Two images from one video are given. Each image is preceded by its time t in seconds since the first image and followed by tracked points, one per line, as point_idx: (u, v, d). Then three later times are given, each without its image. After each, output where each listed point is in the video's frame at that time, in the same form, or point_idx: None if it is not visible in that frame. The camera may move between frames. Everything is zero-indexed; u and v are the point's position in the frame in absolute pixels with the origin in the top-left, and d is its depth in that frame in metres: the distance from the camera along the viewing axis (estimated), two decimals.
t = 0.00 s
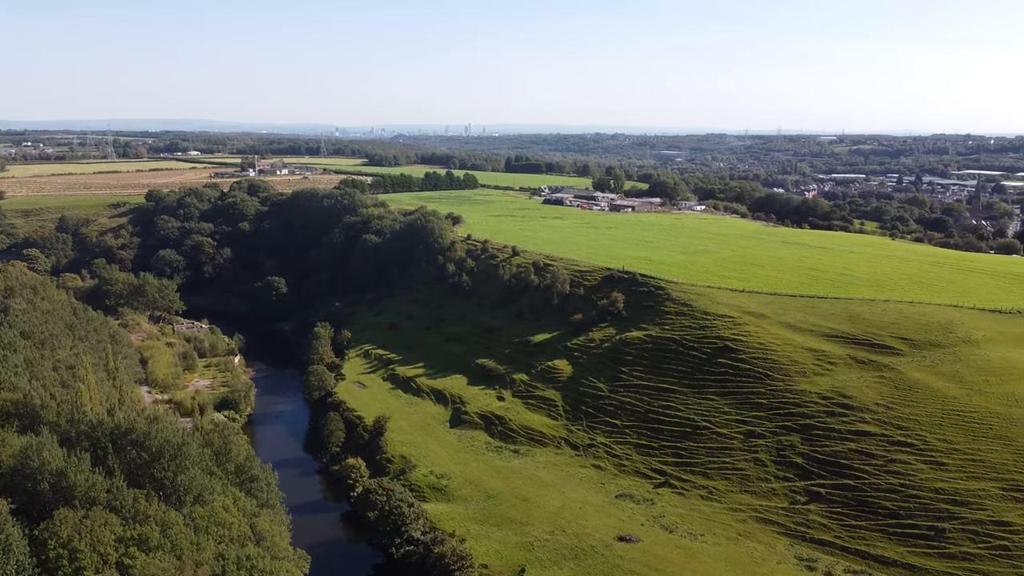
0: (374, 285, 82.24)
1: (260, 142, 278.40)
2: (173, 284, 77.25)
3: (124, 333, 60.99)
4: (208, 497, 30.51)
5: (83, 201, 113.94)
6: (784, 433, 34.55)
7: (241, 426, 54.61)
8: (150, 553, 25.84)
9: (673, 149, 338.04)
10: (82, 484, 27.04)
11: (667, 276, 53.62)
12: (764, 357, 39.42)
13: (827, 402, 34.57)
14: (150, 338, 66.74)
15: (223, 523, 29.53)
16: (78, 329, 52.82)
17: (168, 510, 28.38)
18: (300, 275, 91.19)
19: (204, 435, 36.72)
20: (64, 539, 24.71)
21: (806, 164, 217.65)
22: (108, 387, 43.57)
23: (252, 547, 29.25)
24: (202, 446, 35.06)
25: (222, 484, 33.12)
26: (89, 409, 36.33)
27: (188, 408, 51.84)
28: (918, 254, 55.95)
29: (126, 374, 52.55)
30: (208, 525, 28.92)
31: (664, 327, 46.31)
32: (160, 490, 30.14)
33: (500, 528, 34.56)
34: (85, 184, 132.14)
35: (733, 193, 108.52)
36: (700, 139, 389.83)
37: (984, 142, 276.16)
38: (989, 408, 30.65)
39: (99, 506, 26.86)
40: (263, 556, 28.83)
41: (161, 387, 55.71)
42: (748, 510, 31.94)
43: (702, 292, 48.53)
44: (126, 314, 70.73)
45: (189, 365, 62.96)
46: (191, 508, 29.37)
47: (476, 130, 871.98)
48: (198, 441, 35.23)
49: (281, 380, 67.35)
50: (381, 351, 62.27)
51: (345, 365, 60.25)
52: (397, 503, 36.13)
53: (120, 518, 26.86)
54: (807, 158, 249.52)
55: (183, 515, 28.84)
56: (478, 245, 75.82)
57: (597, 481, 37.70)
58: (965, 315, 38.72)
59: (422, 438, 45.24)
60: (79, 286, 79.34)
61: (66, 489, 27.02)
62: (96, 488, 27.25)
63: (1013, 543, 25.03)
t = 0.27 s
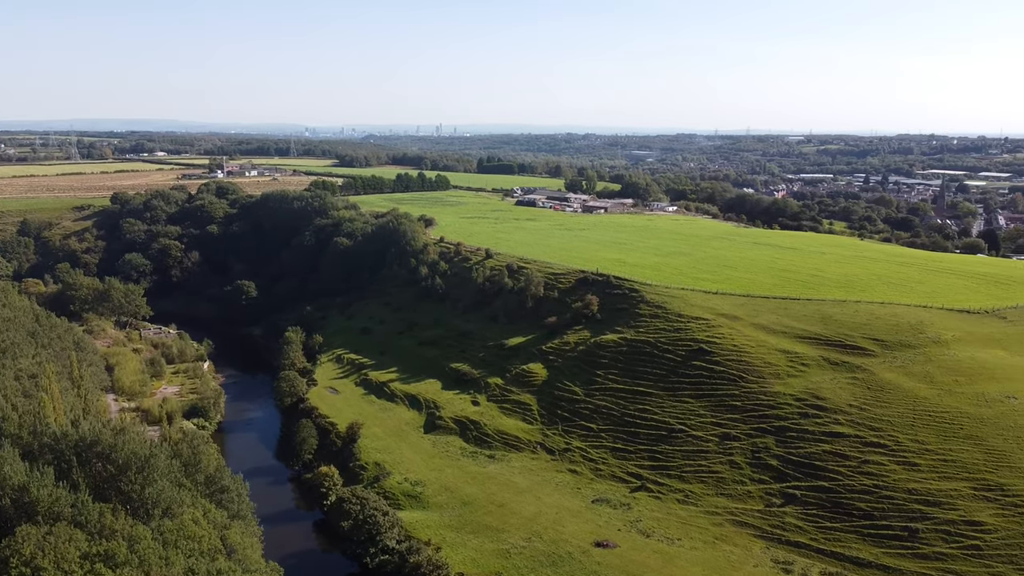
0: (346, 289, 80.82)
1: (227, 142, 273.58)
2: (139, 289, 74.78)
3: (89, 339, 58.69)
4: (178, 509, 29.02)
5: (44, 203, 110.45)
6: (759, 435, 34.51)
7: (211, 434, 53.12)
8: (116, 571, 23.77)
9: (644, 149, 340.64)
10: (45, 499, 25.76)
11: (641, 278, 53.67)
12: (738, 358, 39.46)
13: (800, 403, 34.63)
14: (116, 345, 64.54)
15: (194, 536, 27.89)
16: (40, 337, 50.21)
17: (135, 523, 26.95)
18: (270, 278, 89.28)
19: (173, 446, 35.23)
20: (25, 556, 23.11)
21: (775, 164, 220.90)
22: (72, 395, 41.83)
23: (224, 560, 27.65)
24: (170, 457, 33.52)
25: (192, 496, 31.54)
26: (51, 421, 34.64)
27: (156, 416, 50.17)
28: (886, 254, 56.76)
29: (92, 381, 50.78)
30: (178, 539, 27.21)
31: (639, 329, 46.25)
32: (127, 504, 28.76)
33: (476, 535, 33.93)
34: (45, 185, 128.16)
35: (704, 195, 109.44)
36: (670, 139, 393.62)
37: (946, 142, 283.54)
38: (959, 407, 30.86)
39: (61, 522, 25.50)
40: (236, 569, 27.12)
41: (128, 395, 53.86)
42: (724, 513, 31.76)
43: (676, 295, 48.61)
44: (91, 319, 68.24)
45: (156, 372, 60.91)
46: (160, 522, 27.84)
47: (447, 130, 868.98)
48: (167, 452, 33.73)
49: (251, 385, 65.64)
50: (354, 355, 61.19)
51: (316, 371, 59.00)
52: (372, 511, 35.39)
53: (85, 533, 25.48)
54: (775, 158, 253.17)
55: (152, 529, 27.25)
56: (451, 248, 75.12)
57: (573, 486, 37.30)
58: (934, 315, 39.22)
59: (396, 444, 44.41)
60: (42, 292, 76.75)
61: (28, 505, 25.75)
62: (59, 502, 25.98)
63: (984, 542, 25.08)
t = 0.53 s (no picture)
0: (322, 291, 79.48)
1: (199, 142, 269.35)
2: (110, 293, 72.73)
3: (58, 344, 56.67)
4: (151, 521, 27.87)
5: (9, 206, 107.44)
6: (738, 437, 34.45)
7: (185, 441, 51.75)
8: None
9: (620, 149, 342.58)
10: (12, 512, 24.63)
11: (619, 281, 53.71)
12: (716, 360, 39.49)
13: (778, 405, 34.69)
14: (85, 350, 62.59)
15: (166, 549, 26.76)
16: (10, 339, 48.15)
17: (107, 535, 25.82)
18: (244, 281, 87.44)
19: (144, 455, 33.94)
20: None
21: (750, 164, 223.35)
22: (40, 403, 40.37)
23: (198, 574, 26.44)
24: (141, 466, 32.24)
25: (165, 507, 30.36)
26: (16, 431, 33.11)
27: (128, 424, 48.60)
28: (859, 254, 57.43)
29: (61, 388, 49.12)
30: (151, 552, 26.05)
31: (617, 332, 46.18)
32: (98, 516, 27.66)
33: (455, 542, 33.38)
34: (9, 187, 124.72)
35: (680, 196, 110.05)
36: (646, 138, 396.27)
37: (914, 143, 288.86)
38: (934, 408, 31.08)
39: (29, 536, 24.35)
40: None
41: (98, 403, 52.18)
42: (704, 516, 31.58)
43: (654, 297, 48.67)
44: (59, 325, 66.09)
45: (128, 378, 59.06)
46: (132, 534, 26.69)
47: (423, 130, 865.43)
48: (138, 462, 32.44)
49: (225, 391, 64.06)
50: (330, 360, 60.21)
51: (292, 376, 57.91)
52: (350, 519, 34.72)
53: (53, 548, 24.36)
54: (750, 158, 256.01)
55: (124, 541, 26.11)
56: (428, 251, 74.43)
57: (553, 491, 36.92)
58: (908, 316, 39.61)
59: (373, 450, 43.68)
60: (9, 297, 74.47)
61: None
62: (28, 515, 24.86)
63: (961, 542, 25.16)
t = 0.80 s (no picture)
0: (294, 296, 77.71)
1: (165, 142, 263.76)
2: (75, 299, 70.26)
3: (19, 352, 54.47)
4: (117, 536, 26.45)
5: None
6: (713, 440, 34.36)
7: (154, 450, 50.09)
8: None
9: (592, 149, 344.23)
10: None
11: (593, 284, 53.65)
12: (691, 363, 39.48)
13: (753, 407, 34.71)
14: (49, 358, 60.33)
15: (135, 564, 25.11)
16: None
17: (72, 553, 24.40)
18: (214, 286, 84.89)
19: (110, 466, 32.29)
20: None
21: (720, 164, 226.03)
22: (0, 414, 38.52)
23: None
24: (107, 479, 30.51)
25: (133, 520, 28.64)
26: None
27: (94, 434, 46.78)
28: (829, 255, 58.14)
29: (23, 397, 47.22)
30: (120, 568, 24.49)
31: (592, 335, 46.00)
32: (62, 532, 26.36)
33: (431, 551, 32.68)
34: None
35: (653, 197, 110.61)
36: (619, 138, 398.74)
37: (879, 142, 294.90)
38: (906, 408, 31.33)
39: None
40: None
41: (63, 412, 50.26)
42: (681, 520, 31.33)
43: (629, 300, 48.65)
44: (21, 331, 63.57)
45: (94, 386, 57.11)
46: (98, 550, 25.25)
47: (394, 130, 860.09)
48: (103, 473, 30.78)
49: (195, 398, 62.22)
50: (302, 365, 58.94)
51: (263, 382, 56.53)
52: (323, 528, 33.77)
53: (15, 566, 23.06)
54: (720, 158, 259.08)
55: (90, 558, 24.71)
56: (401, 254, 73.47)
57: (529, 497, 36.43)
58: (880, 317, 40.01)
59: (347, 458, 42.76)
60: None
61: None
62: None
63: (934, 542, 25.25)
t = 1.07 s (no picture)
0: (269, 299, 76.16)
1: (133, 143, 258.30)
2: (42, 304, 68.16)
3: None
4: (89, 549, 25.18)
5: None
6: (693, 443, 34.26)
7: (125, 458, 48.59)
8: None
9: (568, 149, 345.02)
10: None
11: (571, 287, 53.51)
12: (670, 365, 39.42)
13: (731, 409, 34.71)
14: (15, 365, 58.35)
15: None
16: None
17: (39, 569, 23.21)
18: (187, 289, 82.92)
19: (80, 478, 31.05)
20: None
21: (696, 165, 228.01)
22: None
23: None
24: (76, 491, 29.26)
25: (104, 533, 27.41)
26: None
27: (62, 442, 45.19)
28: (804, 256, 58.69)
29: None
30: None
31: (571, 338, 45.79)
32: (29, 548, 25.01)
33: (411, 559, 32.05)
34: None
35: (629, 198, 110.97)
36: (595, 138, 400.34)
37: (851, 143, 299.37)
38: (882, 409, 31.54)
39: None
40: None
41: (30, 420, 48.56)
42: (661, 524, 31.11)
43: (607, 302, 48.59)
44: None
45: (62, 394, 55.28)
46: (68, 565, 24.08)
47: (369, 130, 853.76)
48: (73, 486, 29.58)
49: (167, 404, 60.57)
50: (277, 370, 57.78)
51: (237, 388, 55.25)
52: (301, 537, 33.00)
53: None
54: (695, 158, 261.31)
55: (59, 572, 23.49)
56: (378, 256, 72.52)
57: (509, 502, 35.95)
58: (855, 318, 40.36)
59: (324, 464, 41.94)
60: None
61: None
62: None
63: (912, 543, 25.34)
